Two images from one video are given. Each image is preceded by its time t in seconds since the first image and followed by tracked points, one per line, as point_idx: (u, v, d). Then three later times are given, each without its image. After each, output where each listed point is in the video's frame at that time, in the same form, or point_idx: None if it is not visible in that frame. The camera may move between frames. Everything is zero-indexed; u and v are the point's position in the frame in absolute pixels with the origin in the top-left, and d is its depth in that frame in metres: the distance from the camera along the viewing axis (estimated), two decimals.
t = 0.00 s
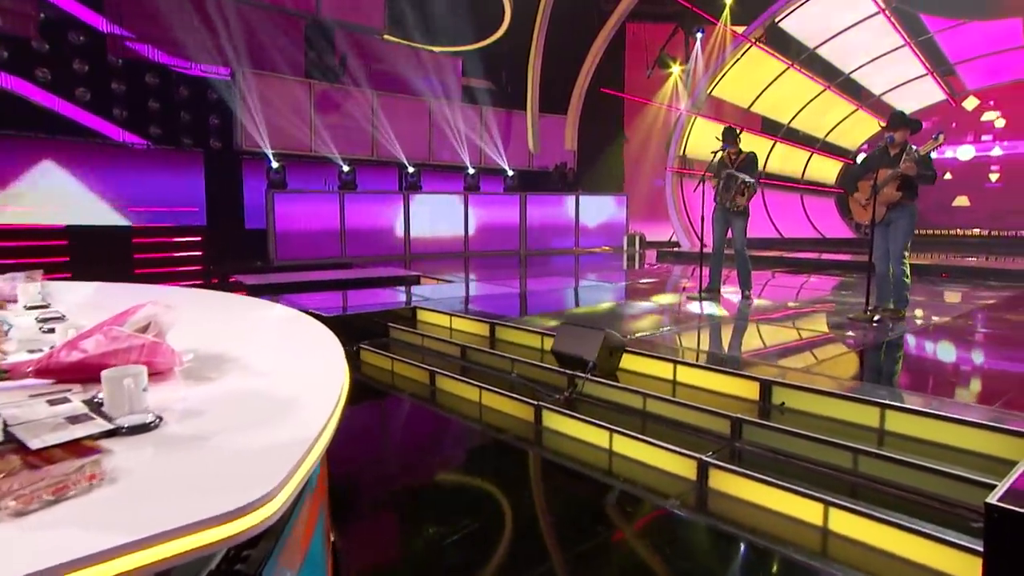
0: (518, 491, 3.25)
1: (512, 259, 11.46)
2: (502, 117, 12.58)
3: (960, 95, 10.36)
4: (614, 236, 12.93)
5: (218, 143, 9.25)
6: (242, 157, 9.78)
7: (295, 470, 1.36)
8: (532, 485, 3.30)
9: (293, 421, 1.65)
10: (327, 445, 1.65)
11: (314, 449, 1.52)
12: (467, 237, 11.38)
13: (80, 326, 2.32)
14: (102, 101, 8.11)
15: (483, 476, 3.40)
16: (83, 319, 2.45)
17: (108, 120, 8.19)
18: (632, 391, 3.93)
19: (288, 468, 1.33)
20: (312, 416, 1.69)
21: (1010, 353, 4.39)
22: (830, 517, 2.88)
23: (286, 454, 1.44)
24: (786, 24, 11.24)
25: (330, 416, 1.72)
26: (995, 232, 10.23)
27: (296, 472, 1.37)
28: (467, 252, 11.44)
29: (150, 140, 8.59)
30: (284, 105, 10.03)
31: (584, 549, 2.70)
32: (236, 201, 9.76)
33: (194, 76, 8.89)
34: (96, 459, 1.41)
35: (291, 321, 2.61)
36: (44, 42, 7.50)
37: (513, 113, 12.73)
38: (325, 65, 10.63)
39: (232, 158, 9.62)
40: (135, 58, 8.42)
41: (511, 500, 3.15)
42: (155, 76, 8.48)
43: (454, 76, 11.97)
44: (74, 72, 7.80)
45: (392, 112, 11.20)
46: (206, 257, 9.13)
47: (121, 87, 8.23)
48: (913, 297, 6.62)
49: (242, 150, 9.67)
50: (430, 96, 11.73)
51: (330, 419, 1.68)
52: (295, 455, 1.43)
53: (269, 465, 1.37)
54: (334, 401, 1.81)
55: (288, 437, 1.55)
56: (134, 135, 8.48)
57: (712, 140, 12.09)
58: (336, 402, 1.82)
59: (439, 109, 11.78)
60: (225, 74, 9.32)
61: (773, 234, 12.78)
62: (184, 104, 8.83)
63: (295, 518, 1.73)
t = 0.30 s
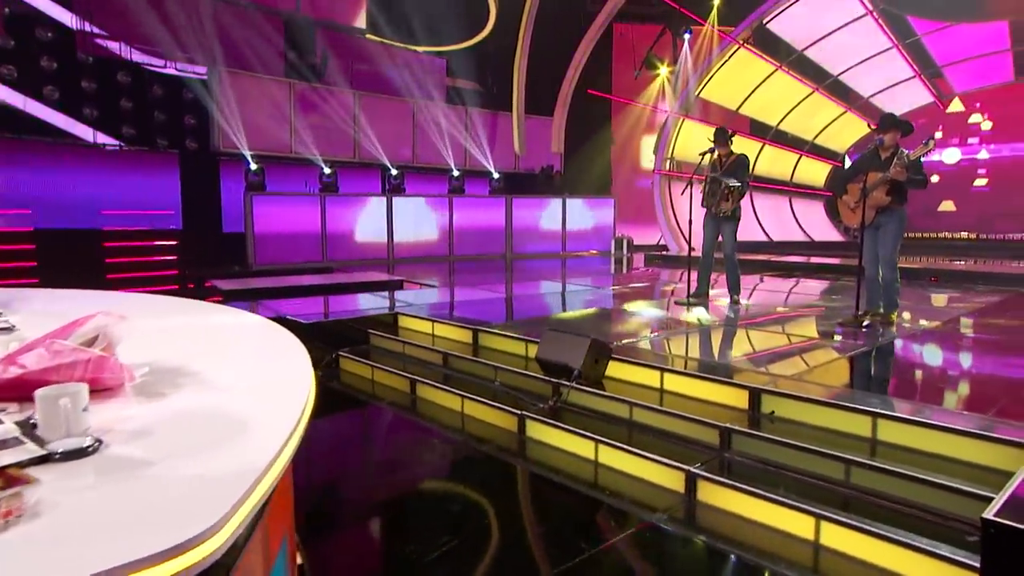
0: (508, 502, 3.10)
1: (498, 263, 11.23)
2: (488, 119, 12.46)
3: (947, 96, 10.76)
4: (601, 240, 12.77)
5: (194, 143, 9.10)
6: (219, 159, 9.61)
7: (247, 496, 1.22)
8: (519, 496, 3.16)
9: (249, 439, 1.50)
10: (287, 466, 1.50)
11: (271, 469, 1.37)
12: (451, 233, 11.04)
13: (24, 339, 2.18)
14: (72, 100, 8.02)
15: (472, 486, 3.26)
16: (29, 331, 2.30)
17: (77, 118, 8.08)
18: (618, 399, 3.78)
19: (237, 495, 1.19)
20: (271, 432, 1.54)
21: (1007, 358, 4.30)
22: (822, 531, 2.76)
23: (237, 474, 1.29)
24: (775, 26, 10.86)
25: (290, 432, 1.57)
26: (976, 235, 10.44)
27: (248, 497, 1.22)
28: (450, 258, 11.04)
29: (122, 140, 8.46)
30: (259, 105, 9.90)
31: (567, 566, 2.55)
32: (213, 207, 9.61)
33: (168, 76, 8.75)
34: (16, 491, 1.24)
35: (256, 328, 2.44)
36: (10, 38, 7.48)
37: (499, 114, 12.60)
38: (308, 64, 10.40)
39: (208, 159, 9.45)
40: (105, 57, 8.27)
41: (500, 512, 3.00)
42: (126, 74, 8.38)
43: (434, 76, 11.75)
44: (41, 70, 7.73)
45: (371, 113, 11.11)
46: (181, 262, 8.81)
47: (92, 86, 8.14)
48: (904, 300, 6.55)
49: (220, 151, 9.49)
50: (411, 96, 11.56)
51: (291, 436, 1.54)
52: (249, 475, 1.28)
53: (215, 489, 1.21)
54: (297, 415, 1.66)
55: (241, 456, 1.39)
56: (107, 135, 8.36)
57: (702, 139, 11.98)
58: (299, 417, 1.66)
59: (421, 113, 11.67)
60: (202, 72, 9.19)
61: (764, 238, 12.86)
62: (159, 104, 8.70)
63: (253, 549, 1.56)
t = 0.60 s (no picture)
0: (495, 516, 2.96)
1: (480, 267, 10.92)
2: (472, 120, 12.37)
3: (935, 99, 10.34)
4: (589, 243, 12.48)
5: (168, 143, 9.11)
6: (194, 160, 9.55)
7: (207, 504, 1.11)
8: (506, 508, 3.03)
9: (204, 451, 1.38)
10: (250, 475, 1.39)
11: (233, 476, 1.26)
12: (434, 235, 10.80)
13: None
14: (39, 98, 8.00)
15: (458, 495, 3.13)
16: None
17: (43, 116, 8.04)
18: (603, 409, 3.63)
19: (195, 504, 1.08)
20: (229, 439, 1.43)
21: (1000, 365, 4.21)
22: (812, 547, 2.62)
23: (194, 484, 1.18)
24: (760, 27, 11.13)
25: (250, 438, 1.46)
26: (962, 238, 10.41)
27: (209, 505, 1.12)
28: (432, 261, 10.84)
29: (91, 140, 8.45)
30: (236, 103, 9.69)
31: None
32: (188, 206, 9.53)
33: (141, 75, 8.79)
34: None
35: (206, 335, 2.29)
36: None
37: (483, 114, 12.50)
38: (284, 64, 10.24)
39: (182, 160, 9.39)
40: (72, 54, 8.23)
41: (485, 524, 2.88)
42: (95, 72, 8.40)
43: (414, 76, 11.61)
44: (5, 66, 7.71)
45: (351, 115, 10.92)
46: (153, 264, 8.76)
47: (58, 84, 8.13)
48: (894, 305, 6.47)
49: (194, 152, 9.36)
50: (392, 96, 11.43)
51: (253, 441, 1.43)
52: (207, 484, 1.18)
53: (171, 500, 1.10)
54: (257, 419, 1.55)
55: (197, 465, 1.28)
56: (76, 134, 8.35)
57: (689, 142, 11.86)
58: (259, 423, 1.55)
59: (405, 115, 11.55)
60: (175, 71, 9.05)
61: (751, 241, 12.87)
62: (130, 103, 8.71)
63: None
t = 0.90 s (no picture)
0: (479, 528, 2.84)
1: (463, 271, 10.72)
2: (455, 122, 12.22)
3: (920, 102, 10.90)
4: (574, 247, 12.37)
5: (138, 144, 8.92)
6: (167, 162, 9.36)
7: (168, 505, 0.99)
8: (493, 521, 2.92)
9: (152, 460, 1.20)
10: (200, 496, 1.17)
11: (195, 475, 1.14)
12: (415, 237, 10.65)
13: None
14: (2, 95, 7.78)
15: (443, 505, 3.03)
16: None
17: (6, 114, 7.80)
18: (587, 419, 3.50)
19: (150, 513, 0.93)
20: (181, 448, 1.24)
21: (988, 372, 4.15)
22: (801, 563, 2.49)
23: (151, 486, 1.05)
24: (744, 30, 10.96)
25: (207, 446, 1.28)
26: (950, 241, 10.74)
27: (157, 520, 0.94)
28: (414, 264, 10.68)
29: (58, 140, 8.26)
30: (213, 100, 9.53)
31: None
32: (161, 207, 9.36)
33: (109, 74, 8.61)
34: None
35: (142, 344, 2.11)
36: None
37: (466, 116, 12.38)
38: (263, 61, 10.11)
39: (153, 161, 9.19)
40: (37, 51, 8.03)
41: (470, 536, 2.77)
42: (61, 70, 8.19)
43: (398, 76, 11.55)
44: None
45: (330, 116, 10.79)
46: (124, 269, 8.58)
47: (22, 81, 7.88)
48: (881, 309, 6.42)
49: (166, 153, 9.15)
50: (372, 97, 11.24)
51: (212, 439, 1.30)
52: (167, 483, 1.05)
53: (124, 507, 0.97)
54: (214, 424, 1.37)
55: (150, 469, 1.14)
56: (42, 134, 8.17)
57: (666, 146, 11.81)
58: (215, 421, 1.42)
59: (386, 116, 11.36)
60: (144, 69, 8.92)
61: (738, 245, 12.84)
62: (98, 102, 8.51)
63: None
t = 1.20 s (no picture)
0: (463, 543, 2.72)
1: (446, 275, 10.56)
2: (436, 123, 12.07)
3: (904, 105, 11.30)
4: (558, 250, 12.25)
5: (106, 144, 8.67)
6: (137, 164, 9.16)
7: (87, 543, 0.82)
8: (476, 535, 2.79)
9: (69, 487, 1.00)
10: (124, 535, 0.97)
11: (146, 480, 1.06)
12: (397, 240, 10.47)
13: None
14: None
15: (426, 518, 2.91)
16: None
17: None
18: (570, 429, 3.36)
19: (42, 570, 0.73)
20: (108, 474, 1.04)
21: (977, 378, 4.08)
22: None
23: (84, 504, 0.93)
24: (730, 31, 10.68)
25: (142, 473, 1.08)
26: (935, 245, 11.02)
27: None
28: (396, 268, 10.50)
29: (21, 139, 8.02)
30: (187, 101, 9.34)
31: None
32: (127, 209, 9.09)
33: (77, 72, 8.39)
34: None
35: (93, 350, 2.00)
36: None
37: (449, 117, 12.25)
38: (238, 60, 9.93)
39: (122, 160, 8.96)
40: None
41: (454, 548, 2.67)
42: (25, 66, 7.94)
43: (381, 75, 11.61)
44: None
45: (308, 117, 10.58)
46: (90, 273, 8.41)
47: None
48: (869, 313, 6.36)
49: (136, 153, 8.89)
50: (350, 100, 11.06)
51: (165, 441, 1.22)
52: (115, 491, 0.98)
53: (16, 561, 0.77)
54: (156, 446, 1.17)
55: (96, 473, 1.06)
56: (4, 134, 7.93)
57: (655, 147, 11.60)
58: (159, 440, 1.22)
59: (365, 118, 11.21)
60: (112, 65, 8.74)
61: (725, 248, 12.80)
62: (64, 100, 8.27)
63: None
